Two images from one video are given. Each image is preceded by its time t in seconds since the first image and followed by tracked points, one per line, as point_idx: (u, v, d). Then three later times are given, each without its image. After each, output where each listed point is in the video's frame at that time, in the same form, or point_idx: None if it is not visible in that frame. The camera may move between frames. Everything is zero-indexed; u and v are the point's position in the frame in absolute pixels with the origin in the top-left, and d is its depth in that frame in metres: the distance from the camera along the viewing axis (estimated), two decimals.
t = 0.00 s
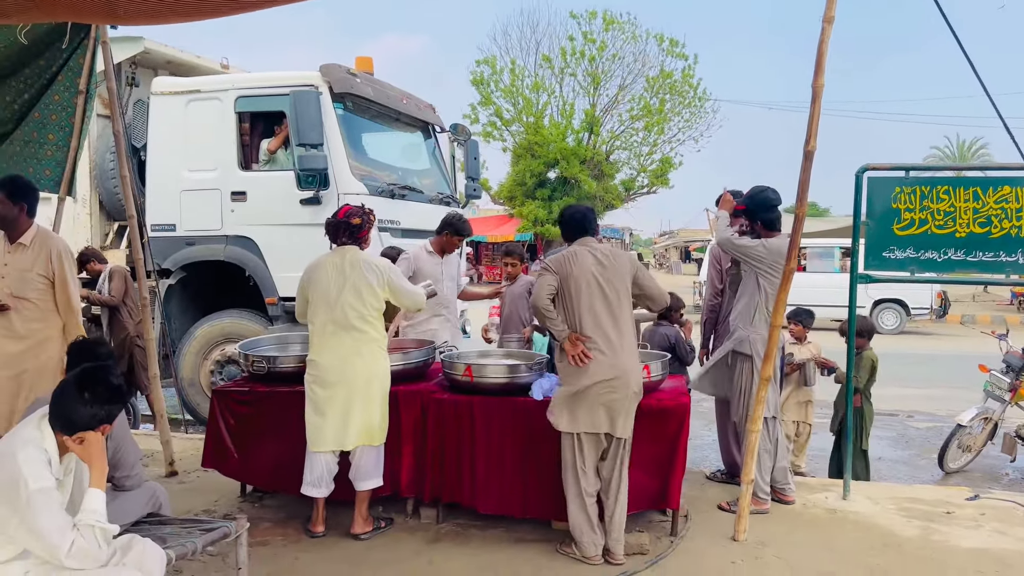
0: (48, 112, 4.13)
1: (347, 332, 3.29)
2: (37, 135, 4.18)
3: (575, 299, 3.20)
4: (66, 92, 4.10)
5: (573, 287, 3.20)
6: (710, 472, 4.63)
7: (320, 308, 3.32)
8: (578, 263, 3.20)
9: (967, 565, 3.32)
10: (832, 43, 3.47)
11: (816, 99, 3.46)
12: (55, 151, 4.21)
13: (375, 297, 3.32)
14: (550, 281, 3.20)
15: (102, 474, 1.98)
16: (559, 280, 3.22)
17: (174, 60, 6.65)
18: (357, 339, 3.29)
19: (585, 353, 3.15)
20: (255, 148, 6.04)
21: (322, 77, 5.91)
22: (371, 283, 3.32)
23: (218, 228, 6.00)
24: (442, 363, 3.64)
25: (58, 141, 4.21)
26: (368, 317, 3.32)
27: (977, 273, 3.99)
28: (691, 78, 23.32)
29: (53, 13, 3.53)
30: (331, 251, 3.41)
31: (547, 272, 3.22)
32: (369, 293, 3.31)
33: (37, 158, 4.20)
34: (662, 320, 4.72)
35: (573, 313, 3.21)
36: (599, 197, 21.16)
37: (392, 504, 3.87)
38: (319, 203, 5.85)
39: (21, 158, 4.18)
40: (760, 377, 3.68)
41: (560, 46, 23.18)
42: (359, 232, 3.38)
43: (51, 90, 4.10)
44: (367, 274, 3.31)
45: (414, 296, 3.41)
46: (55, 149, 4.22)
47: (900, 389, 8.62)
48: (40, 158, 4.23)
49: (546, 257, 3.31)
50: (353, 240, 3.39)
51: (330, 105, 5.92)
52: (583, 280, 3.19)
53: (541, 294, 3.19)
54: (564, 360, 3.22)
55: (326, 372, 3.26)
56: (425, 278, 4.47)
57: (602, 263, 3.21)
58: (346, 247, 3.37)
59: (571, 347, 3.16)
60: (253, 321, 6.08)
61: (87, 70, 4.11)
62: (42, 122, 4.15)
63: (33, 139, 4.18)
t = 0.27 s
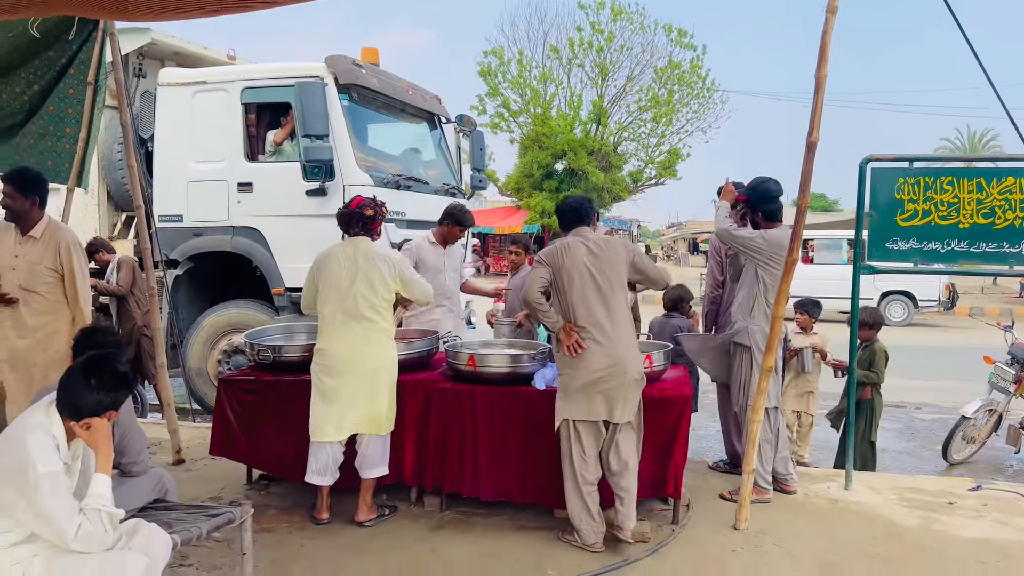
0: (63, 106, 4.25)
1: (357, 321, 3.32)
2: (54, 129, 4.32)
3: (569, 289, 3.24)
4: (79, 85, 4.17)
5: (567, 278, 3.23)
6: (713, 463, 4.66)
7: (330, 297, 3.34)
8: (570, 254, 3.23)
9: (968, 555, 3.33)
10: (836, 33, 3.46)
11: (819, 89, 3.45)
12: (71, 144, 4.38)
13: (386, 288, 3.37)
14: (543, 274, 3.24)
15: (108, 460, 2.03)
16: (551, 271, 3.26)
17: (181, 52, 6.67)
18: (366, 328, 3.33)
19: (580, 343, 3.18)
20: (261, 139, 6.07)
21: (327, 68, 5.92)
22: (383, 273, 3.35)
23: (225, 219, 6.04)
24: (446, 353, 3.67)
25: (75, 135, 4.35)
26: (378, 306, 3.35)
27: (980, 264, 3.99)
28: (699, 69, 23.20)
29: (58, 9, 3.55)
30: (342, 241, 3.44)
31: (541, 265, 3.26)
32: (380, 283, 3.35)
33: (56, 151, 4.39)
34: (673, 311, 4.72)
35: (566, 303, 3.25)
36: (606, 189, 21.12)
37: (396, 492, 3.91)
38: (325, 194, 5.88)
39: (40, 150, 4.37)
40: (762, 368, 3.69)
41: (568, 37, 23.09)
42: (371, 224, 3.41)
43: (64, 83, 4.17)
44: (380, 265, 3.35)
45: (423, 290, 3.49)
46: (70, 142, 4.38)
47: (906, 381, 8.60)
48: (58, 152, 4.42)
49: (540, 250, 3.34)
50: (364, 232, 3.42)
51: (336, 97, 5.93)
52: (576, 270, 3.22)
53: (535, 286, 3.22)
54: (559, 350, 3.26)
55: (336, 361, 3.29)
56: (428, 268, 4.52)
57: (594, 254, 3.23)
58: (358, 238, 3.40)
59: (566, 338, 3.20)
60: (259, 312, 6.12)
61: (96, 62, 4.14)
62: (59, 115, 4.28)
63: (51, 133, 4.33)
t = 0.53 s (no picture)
0: (74, 100, 4.32)
1: (366, 314, 3.32)
2: (67, 123, 4.36)
3: (572, 282, 3.23)
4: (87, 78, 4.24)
5: (569, 272, 3.23)
6: (717, 455, 4.65)
7: (339, 289, 3.32)
8: (571, 247, 3.23)
9: (973, 546, 3.32)
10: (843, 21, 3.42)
11: (826, 78, 3.42)
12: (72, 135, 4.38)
13: (395, 281, 3.38)
14: (544, 269, 3.26)
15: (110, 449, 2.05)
16: (553, 265, 3.27)
17: (186, 45, 6.64)
18: (375, 321, 3.34)
19: (584, 336, 3.18)
20: (266, 132, 6.07)
21: (331, 60, 5.91)
22: (392, 266, 3.35)
23: (230, 212, 6.05)
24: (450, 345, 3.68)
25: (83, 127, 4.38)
26: (388, 299, 3.36)
27: (987, 255, 3.96)
28: (707, 61, 23.07)
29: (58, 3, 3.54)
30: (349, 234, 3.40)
31: (543, 260, 3.28)
32: (389, 276, 3.35)
33: (68, 144, 4.40)
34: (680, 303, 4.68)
35: (569, 296, 3.25)
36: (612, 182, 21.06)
37: (399, 483, 3.91)
38: (329, 186, 5.88)
39: (46, 146, 4.36)
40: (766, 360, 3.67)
41: (574, 29, 22.99)
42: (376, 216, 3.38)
43: (74, 77, 4.24)
44: (391, 257, 3.36)
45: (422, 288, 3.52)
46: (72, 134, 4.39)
47: (913, 373, 8.57)
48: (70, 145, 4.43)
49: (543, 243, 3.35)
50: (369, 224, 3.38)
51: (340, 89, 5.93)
52: (578, 263, 3.22)
53: (536, 280, 3.23)
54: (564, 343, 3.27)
55: (347, 352, 3.29)
56: (428, 259, 4.53)
57: (597, 246, 3.22)
58: (364, 231, 3.37)
59: (570, 331, 3.20)
60: (264, 304, 6.14)
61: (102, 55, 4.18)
62: (71, 109, 4.33)
63: (64, 126, 4.36)
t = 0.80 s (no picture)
0: (71, 91, 4.25)
1: (363, 306, 3.25)
2: (64, 113, 4.30)
3: (587, 274, 3.16)
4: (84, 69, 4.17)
5: (584, 263, 3.16)
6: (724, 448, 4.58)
7: (333, 281, 3.24)
8: (587, 239, 3.14)
9: (987, 540, 3.25)
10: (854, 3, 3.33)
11: (837, 62, 3.33)
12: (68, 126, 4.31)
13: (388, 271, 3.31)
14: (559, 260, 3.18)
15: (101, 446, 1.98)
16: (567, 257, 3.19)
17: (184, 36, 6.55)
18: (372, 313, 3.27)
19: (600, 328, 3.14)
20: (266, 124, 6.00)
21: (331, 50, 5.84)
22: (386, 256, 3.28)
23: (230, 205, 5.99)
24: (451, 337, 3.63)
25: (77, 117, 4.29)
26: (382, 290, 3.30)
27: (999, 243, 3.88)
28: (710, 52, 22.91)
29: None
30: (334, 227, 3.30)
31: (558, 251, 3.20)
32: (384, 267, 3.29)
33: (67, 136, 4.34)
34: (686, 294, 4.59)
35: (584, 289, 3.18)
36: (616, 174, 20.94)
37: (400, 478, 3.86)
38: (329, 178, 5.80)
39: (45, 137, 4.30)
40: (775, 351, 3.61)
41: (577, 21, 22.84)
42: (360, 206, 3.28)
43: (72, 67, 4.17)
44: (383, 247, 3.29)
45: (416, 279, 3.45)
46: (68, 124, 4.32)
47: (921, 365, 8.48)
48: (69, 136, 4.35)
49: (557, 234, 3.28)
50: (354, 215, 3.30)
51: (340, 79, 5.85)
52: (593, 255, 3.14)
53: (551, 272, 3.17)
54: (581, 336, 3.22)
55: (346, 345, 3.22)
56: (423, 250, 4.42)
57: (612, 236, 3.14)
58: (351, 222, 3.29)
59: (586, 323, 3.16)
60: (265, 298, 6.08)
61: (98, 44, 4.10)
62: (68, 100, 4.26)
63: (62, 117, 4.30)
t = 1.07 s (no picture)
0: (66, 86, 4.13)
1: (343, 302, 3.10)
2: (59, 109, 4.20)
3: (628, 271, 3.05)
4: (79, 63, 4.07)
5: (627, 259, 3.04)
6: (732, 447, 4.50)
7: (311, 279, 3.11)
8: (634, 233, 3.04)
9: (1006, 543, 3.16)
10: None
11: (851, 52, 3.23)
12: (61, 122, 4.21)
13: (367, 268, 3.17)
14: (600, 254, 3.06)
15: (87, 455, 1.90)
16: (609, 251, 3.07)
17: (181, 29, 6.39)
18: (353, 310, 3.12)
19: (638, 327, 3.02)
20: (263, 119, 5.90)
21: (329, 43, 5.74)
22: (363, 251, 3.15)
23: (227, 202, 5.89)
24: (454, 337, 3.54)
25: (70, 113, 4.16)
26: (363, 285, 3.15)
27: (1015, 237, 3.78)
28: (712, 45, 22.76)
29: None
30: (308, 227, 3.18)
31: (599, 244, 3.08)
32: (362, 261, 3.15)
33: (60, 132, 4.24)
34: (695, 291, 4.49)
35: (623, 286, 3.06)
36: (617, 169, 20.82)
37: (402, 480, 3.77)
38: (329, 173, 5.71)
39: (38, 134, 4.21)
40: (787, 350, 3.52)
41: (578, 15, 22.70)
42: (329, 204, 3.15)
43: (66, 62, 4.08)
44: (360, 243, 3.15)
45: (398, 279, 3.31)
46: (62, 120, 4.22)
47: (927, 361, 8.38)
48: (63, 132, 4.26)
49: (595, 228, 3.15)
50: (327, 212, 3.18)
51: (339, 73, 5.75)
52: (636, 251, 3.02)
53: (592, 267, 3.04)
54: (615, 335, 3.10)
55: (325, 346, 3.08)
56: (419, 247, 4.14)
57: (654, 234, 3.04)
58: (324, 219, 3.17)
59: (622, 322, 3.03)
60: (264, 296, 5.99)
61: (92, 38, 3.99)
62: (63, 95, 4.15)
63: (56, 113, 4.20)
